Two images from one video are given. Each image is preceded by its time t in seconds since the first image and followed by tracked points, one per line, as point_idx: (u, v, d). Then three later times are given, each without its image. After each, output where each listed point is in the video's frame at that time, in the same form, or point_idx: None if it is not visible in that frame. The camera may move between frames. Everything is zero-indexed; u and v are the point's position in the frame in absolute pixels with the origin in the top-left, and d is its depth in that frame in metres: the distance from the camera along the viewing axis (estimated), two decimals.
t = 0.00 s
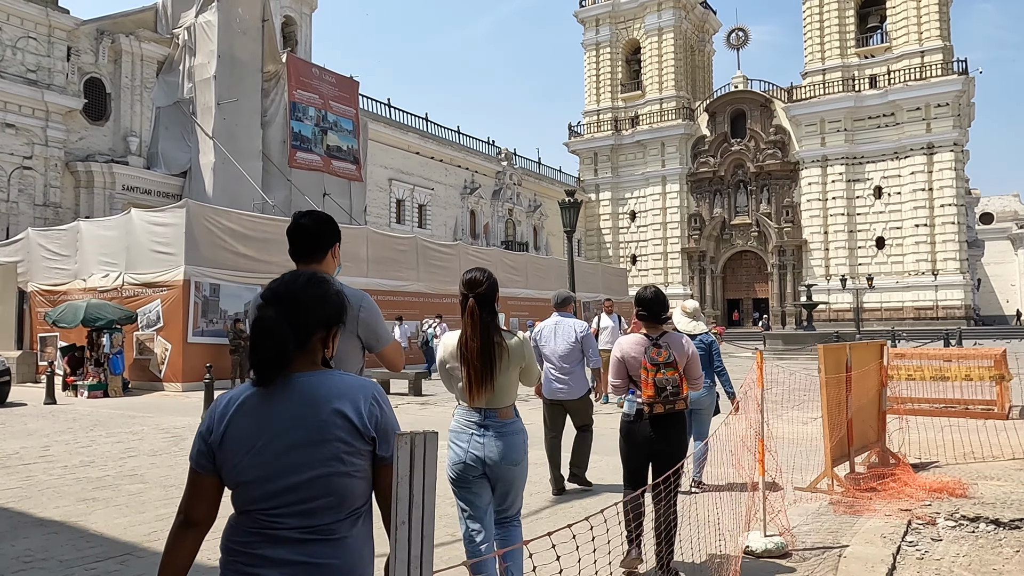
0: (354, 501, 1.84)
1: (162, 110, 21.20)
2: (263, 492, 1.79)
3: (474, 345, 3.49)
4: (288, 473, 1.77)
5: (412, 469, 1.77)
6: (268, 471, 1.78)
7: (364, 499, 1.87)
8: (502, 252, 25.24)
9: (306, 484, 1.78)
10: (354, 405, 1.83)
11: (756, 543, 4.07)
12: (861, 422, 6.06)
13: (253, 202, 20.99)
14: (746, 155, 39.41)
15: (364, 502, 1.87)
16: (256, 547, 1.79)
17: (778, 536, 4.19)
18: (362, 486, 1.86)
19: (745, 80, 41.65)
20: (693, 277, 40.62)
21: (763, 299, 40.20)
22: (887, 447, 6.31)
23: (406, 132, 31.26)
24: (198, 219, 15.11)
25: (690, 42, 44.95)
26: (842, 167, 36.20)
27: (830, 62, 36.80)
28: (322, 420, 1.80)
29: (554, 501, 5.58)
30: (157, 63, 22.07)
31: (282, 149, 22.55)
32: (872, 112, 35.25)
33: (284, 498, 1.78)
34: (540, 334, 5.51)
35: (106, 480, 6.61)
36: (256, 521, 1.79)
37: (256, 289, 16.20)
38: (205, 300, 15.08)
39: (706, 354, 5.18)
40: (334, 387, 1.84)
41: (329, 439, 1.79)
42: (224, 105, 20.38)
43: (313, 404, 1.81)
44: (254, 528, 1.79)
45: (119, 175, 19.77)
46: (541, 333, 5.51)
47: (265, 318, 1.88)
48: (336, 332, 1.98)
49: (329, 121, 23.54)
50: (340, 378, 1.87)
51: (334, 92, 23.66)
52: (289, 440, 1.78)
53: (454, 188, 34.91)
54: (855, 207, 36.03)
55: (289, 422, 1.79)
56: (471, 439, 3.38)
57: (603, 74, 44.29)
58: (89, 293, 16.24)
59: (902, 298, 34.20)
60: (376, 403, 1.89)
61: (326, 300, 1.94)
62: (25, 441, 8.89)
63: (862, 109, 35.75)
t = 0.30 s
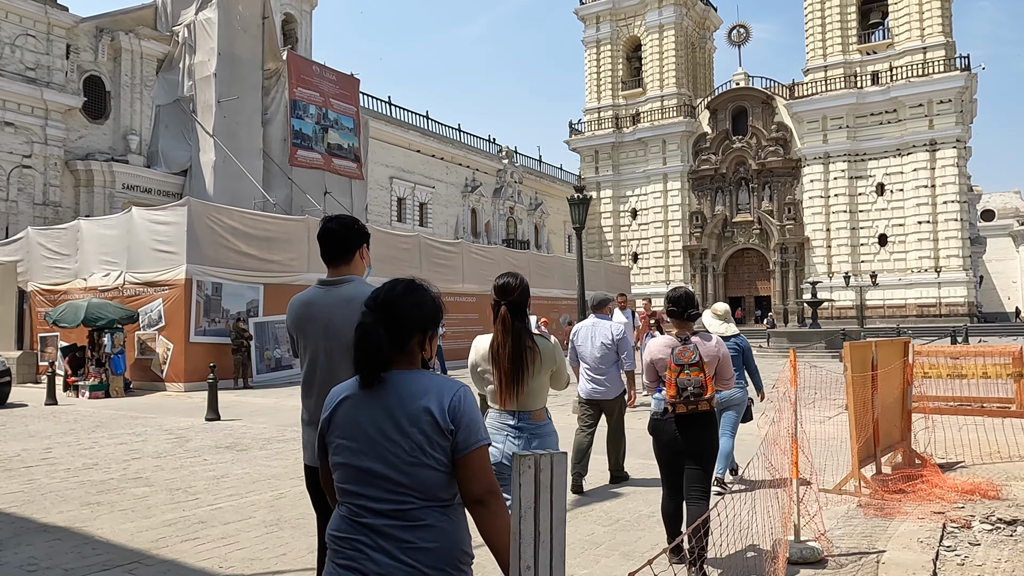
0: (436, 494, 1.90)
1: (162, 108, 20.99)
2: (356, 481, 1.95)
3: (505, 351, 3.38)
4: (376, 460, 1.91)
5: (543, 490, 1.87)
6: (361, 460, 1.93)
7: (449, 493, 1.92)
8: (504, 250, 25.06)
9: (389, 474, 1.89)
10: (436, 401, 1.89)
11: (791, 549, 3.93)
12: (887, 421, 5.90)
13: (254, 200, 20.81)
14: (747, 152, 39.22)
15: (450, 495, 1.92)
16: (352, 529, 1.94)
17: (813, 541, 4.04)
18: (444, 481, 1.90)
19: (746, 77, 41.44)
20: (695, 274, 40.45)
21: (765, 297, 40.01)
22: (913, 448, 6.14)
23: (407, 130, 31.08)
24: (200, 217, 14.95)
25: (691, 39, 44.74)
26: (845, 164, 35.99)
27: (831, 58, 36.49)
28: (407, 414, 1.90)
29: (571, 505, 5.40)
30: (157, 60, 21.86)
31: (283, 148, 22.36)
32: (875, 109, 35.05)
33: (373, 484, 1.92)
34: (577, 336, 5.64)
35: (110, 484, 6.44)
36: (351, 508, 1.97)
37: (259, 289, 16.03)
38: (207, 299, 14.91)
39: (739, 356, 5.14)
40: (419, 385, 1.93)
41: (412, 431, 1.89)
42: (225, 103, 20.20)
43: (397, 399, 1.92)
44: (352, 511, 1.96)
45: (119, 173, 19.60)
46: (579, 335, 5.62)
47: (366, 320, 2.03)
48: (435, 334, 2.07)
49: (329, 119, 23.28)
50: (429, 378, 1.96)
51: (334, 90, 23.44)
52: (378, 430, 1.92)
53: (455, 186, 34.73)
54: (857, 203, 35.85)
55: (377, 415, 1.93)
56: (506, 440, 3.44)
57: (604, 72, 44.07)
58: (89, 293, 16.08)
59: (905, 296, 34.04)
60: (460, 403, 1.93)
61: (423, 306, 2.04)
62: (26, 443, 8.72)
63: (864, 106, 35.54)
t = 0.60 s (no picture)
0: (539, 471, 2.03)
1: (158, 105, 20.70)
2: (460, 460, 2.07)
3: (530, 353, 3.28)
4: (482, 438, 2.03)
5: (728, 554, 2.38)
6: (467, 439, 2.06)
7: (547, 472, 2.05)
8: (504, 247, 24.85)
9: (493, 454, 2.02)
10: (538, 384, 2.03)
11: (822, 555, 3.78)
12: (910, 420, 5.72)
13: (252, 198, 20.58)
14: (747, 148, 39.00)
15: (547, 474, 2.05)
16: (457, 505, 2.05)
17: (848, 547, 3.87)
18: (544, 460, 2.04)
19: (745, 73, 41.20)
20: (694, 271, 40.27)
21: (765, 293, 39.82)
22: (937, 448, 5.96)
23: (405, 127, 30.84)
24: (198, 214, 14.74)
25: (689, 35, 44.49)
26: (844, 160, 35.78)
27: (831, 53, 36.22)
28: (510, 396, 2.03)
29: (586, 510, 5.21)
30: (153, 57, 21.59)
31: (281, 145, 22.13)
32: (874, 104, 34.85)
33: (480, 463, 2.03)
34: (608, 328, 5.77)
35: (108, 488, 6.23)
36: (452, 484, 2.09)
37: (258, 287, 15.83)
38: (206, 297, 14.70)
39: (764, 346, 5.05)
40: (522, 367, 2.06)
41: (518, 413, 2.01)
42: (222, 100, 19.96)
43: (502, 382, 2.04)
44: (456, 485, 2.07)
45: (115, 171, 19.35)
46: (609, 328, 5.77)
47: (468, 304, 2.15)
48: (530, 320, 2.19)
49: (327, 116, 23.11)
50: (530, 363, 2.09)
51: (331, 87, 23.25)
52: (485, 411, 2.04)
53: (453, 183, 34.49)
54: (857, 199, 35.67)
55: (482, 396, 2.05)
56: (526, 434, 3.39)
57: (602, 68, 43.83)
58: (86, 292, 15.85)
59: (905, 291, 33.88)
60: (564, 386, 2.06)
61: (521, 292, 2.16)
62: (21, 445, 8.49)
63: (864, 101, 35.35)
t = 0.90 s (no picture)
0: (621, 475, 2.18)
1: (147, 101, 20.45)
2: (546, 468, 2.16)
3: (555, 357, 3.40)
4: (568, 448, 2.14)
5: None
6: (552, 448, 2.15)
7: (627, 475, 2.20)
8: (499, 243, 24.63)
9: (583, 461, 2.13)
10: (622, 395, 2.18)
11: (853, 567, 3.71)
12: (928, 420, 5.56)
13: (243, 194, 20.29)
14: (739, 143, 38.87)
15: (627, 476, 2.21)
16: (540, 509, 2.16)
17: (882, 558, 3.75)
18: (626, 464, 2.20)
19: (738, 68, 41.02)
20: (688, 267, 40.18)
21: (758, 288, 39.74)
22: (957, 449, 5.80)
23: (397, 122, 30.53)
24: (189, 211, 14.48)
25: (682, 30, 44.31)
26: (837, 156, 35.70)
27: (823, 49, 36.08)
28: (596, 407, 2.16)
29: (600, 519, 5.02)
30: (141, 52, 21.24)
31: (272, 141, 21.83)
32: (866, 100, 34.77)
33: (565, 471, 2.14)
34: (630, 330, 5.66)
35: (99, 495, 5.99)
36: (538, 490, 2.17)
37: (250, 285, 15.54)
38: (197, 295, 14.41)
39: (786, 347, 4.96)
40: (602, 380, 2.19)
41: (603, 423, 2.15)
42: (211, 95, 19.66)
43: (590, 393, 2.17)
44: (538, 491, 2.17)
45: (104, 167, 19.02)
46: (631, 331, 5.65)
47: (544, 322, 2.26)
48: (598, 332, 2.31)
49: (318, 111, 22.83)
50: (607, 374, 2.22)
51: (323, 82, 22.94)
52: (571, 422, 2.15)
53: (446, 179, 34.23)
54: (849, 194, 35.61)
55: (568, 407, 2.16)
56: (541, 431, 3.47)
57: (594, 63, 43.61)
58: (75, 290, 15.55)
59: (898, 286, 33.86)
60: (638, 398, 2.23)
61: (588, 307, 2.29)
62: (8, 449, 8.24)
63: (856, 96, 35.26)
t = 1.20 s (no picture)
0: (677, 446, 2.20)
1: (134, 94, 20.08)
2: (602, 443, 2.25)
3: (570, 346, 3.38)
4: (622, 420, 2.21)
5: None
6: (607, 422, 2.24)
7: (684, 448, 2.22)
8: (492, 239, 24.45)
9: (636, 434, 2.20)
10: (672, 368, 2.19)
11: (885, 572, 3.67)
12: (947, 416, 5.44)
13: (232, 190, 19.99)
14: (731, 139, 38.74)
15: (685, 448, 2.22)
16: (599, 484, 2.26)
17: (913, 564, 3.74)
18: (681, 437, 2.20)
19: (729, 64, 40.87)
20: (679, 263, 40.10)
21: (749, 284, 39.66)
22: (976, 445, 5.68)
23: (388, 117, 30.22)
24: (178, 205, 14.20)
25: (673, 26, 44.11)
26: (828, 151, 35.62)
27: (814, 45, 35.96)
28: (647, 382, 2.20)
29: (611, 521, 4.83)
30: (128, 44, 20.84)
31: (262, 136, 21.52)
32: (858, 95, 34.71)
33: (622, 444, 2.22)
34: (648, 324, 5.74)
35: (86, 498, 5.74)
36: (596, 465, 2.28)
37: (240, 280, 15.25)
38: (186, 291, 14.12)
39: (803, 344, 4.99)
40: (656, 355, 2.22)
41: (653, 397, 2.19)
42: (200, 88, 19.33)
43: (639, 368, 2.21)
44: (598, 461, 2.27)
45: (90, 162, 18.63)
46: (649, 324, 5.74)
47: (601, 302, 2.34)
48: (656, 311, 2.34)
49: (309, 106, 22.52)
50: (659, 349, 2.24)
51: (313, 76, 22.63)
52: (623, 399, 2.22)
53: (437, 175, 33.97)
54: (841, 190, 35.57)
55: (620, 383, 2.23)
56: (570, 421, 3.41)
57: (586, 59, 43.37)
58: (61, 286, 15.22)
59: (888, 282, 33.88)
60: (695, 370, 2.20)
61: (643, 286, 2.33)
62: None
63: (847, 92, 35.19)
